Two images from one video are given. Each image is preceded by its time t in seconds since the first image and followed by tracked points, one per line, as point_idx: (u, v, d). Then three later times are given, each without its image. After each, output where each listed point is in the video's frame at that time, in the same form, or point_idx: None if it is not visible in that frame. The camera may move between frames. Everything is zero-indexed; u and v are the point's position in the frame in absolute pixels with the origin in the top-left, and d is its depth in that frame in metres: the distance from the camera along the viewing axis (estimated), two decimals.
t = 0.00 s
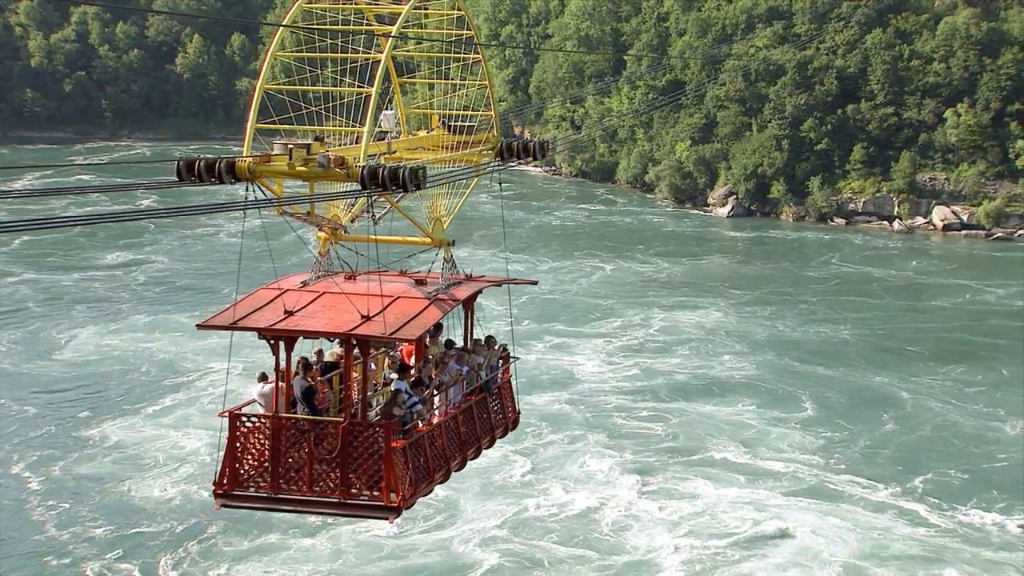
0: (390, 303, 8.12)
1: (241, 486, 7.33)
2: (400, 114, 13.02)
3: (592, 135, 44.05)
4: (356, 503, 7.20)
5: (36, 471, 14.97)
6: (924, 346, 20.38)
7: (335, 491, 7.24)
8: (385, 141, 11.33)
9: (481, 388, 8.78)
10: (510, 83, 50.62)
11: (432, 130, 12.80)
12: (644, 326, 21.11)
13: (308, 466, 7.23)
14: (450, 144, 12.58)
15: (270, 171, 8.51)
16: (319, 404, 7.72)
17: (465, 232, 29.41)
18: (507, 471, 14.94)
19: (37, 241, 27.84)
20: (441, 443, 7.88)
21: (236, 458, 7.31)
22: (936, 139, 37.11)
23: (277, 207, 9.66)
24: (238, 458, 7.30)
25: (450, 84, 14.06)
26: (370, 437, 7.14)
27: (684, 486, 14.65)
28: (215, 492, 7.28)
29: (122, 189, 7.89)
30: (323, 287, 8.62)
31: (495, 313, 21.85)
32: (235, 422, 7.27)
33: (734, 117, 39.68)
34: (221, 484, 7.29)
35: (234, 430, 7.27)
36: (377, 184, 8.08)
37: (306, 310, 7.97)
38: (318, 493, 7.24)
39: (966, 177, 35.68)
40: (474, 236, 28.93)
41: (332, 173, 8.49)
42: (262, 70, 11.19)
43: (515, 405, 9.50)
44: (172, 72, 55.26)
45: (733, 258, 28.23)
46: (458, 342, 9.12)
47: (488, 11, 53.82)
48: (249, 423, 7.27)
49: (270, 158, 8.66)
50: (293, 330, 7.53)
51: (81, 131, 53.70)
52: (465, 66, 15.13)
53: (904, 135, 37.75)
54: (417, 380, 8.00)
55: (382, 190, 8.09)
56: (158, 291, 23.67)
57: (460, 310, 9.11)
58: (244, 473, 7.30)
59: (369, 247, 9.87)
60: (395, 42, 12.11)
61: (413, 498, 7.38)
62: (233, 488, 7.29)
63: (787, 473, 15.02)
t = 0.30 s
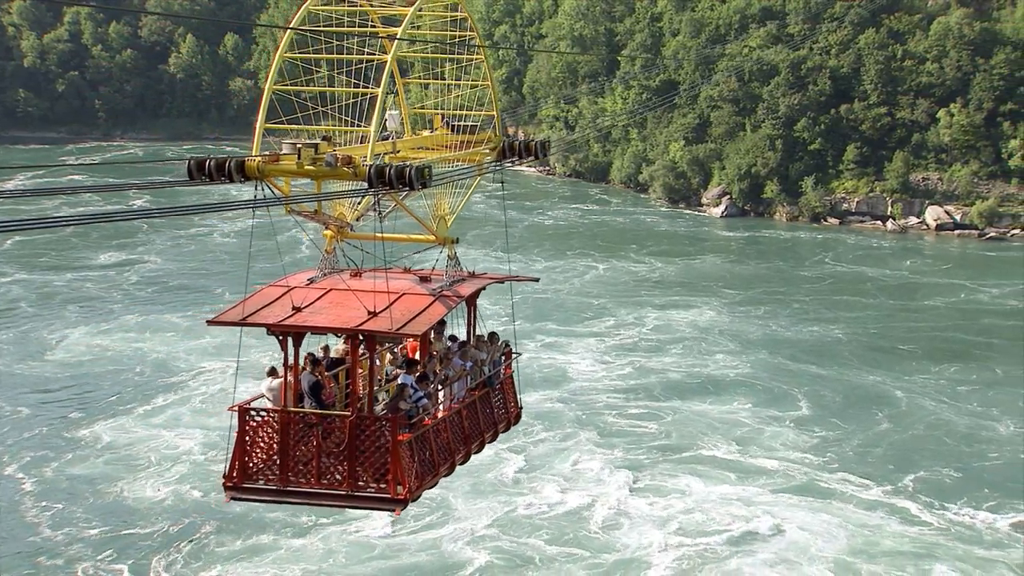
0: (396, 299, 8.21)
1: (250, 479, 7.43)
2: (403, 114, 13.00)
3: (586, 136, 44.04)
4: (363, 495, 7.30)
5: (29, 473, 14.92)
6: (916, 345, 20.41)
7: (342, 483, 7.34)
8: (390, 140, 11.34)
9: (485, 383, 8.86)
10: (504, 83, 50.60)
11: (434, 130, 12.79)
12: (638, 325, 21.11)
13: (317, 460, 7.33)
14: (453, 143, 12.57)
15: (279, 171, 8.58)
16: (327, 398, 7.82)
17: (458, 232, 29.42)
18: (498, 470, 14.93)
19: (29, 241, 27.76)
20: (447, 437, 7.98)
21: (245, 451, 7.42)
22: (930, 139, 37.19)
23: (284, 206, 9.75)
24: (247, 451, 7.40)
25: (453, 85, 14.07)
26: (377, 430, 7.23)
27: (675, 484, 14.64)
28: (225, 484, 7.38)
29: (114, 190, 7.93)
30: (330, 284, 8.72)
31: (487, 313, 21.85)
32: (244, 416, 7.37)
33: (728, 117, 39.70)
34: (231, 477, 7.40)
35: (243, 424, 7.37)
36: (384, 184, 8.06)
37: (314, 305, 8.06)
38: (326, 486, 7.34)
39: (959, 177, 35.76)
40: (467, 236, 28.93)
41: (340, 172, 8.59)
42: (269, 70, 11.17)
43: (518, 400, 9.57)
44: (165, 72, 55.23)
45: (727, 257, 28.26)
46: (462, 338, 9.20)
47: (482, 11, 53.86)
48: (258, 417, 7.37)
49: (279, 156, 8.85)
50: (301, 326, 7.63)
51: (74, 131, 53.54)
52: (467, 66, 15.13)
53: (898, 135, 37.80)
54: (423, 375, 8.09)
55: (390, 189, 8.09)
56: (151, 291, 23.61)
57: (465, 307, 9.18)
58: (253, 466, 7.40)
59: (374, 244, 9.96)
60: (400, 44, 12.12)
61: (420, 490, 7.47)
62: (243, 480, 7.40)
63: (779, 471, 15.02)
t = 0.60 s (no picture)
0: (400, 296, 8.25)
1: (259, 472, 7.46)
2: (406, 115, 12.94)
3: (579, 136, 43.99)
4: (370, 488, 7.34)
5: (22, 474, 14.86)
6: (908, 344, 20.43)
7: (349, 476, 7.38)
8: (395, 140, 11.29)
9: (487, 377, 8.89)
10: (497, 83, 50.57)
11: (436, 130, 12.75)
12: (631, 325, 21.10)
13: (324, 453, 7.38)
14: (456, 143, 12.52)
15: (286, 169, 8.70)
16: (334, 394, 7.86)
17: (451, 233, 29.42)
18: (489, 468, 14.92)
19: (21, 242, 27.66)
20: (450, 430, 8.00)
21: (254, 444, 7.46)
22: (922, 139, 37.25)
23: (292, 205, 9.75)
24: (255, 445, 7.44)
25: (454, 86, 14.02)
26: (384, 423, 7.28)
27: (665, 481, 14.65)
28: (234, 477, 7.42)
29: (107, 190, 7.90)
30: (335, 281, 8.76)
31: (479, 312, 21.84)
32: (252, 411, 7.41)
33: (721, 117, 39.71)
34: (240, 470, 7.43)
35: (252, 419, 7.42)
36: (390, 182, 8.32)
37: (321, 302, 8.10)
38: (333, 479, 7.37)
39: (952, 177, 35.78)
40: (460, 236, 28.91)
41: (346, 171, 8.67)
42: (278, 73, 11.09)
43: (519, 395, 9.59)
44: (158, 72, 55.18)
45: (719, 256, 28.28)
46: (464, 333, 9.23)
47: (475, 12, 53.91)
48: (266, 412, 7.41)
49: (286, 157, 8.87)
50: (309, 322, 7.66)
51: (66, 130, 53.33)
52: (466, 66, 15.03)
53: (891, 135, 37.83)
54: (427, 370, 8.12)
55: (395, 187, 8.33)
56: (143, 291, 23.54)
57: (468, 304, 9.22)
58: (261, 459, 7.45)
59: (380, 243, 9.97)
60: (405, 44, 11.95)
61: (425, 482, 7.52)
62: (251, 473, 7.43)
63: (771, 469, 15.04)
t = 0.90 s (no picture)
0: (405, 293, 8.26)
1: (267, 465, 7.48)
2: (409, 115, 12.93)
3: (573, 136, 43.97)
4: (376, 480, 7.35)
5: (16, 475, 14.82)
6: (902, 342, 20.45)
7: (355, 469, 7.38)
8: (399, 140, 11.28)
9: (490, 373, 8.89)
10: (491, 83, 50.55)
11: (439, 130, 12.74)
12: (624, 324, 21.11)
13: (331, 446, 7.38)
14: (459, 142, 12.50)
15: (294, 168, 8.71)
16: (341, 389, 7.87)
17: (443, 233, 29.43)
18: (481, 466, 14.92)
19: (14, 242, 27.58)
20: (454, 424, 8.01)
21: (262, 438, 7.46)
22: (915, 139, 37.29)
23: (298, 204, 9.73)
24: (263, 439, 7.45)
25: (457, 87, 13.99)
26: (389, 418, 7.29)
27: (658, 479, 14.67)
28: (242, 471, 7.43)
29: (100, 190, 7.87)
30: (341, 278, 8.76)
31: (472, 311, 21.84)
32: (260, 405, 7.42)
33: (715, 117, 39.75)
34: (248, 463, 7.44)
35: (260, 413, 7.42)
36: (396, 182, 8.32)
37: (327, 299, 8.10)
38: (339, 471, 7.38)
39: (945, 177, 35.87)
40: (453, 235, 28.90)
41: (352, 170, 8.67)
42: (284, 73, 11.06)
43: (521, 390, 9.60)
44: (151, 72, 55.10)
45: (713, 256, 28.30)
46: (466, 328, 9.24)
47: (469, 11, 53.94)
48: (274, 406, 7.42)
49: (294, 155, 8.82)
50: (316, 317, 7.67)
51: (59, 130, 53.16)
52: (468, 66, 14.92)
53: (883, 135, 37.90)
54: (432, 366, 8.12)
55: (401, 186, 8.34)
56: (136, 291, 23.50)
57: (470, 301, 9.22)
58: (269, 452, 7.45)
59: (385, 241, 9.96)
60: (410, 43, 11.83)
61: (430, 476, 7.53)
62: (260, 467, 7.44)
63: (766, 467, 15.06)
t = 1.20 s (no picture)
0: (409, 290, 8.28)
1: (274, 459, 7.50)
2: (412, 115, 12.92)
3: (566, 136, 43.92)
4: (381, 474, 7.38)
5: (9, 475, 14.76)
6: (895, 341, 20.48)
7: (361, 463, 7.41)
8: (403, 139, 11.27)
9: (493, 369, 8.91)
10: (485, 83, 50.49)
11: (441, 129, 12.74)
12: (618, 323, 21.11)
13: (338, 440, 7.41)
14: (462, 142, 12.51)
15: (301, 167, 8.67)
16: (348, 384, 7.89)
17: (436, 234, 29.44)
18: (473, 465, 14.93)
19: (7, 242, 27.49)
20: (459, 418, 8.04)
21: (269, 432, 7.49)
22: (909, 139, 37.32)
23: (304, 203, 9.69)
24: (270, 433, 7.48)
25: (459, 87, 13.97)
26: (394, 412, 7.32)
27: (650, 477, 14.67)
28: (250, 464, 7.45)
29: (93, 191, 7.82)
30: (346, 275, 8.78)
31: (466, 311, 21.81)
32: (267, 400, 7.45)
33: (709, 117, 39.77)
34: (256, 457, 7.46)
35: (267, 408, 7.45)
36: (401, 180, 8.38)
37: (333, 296, 8.12)
38: (346, 465, 7.41)
39: (938, 176, 35.91)
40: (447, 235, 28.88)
41: (360, 169, 8.61)
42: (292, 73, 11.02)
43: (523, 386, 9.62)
44: (145, 72, 55.00)
45: (706, 256, 28.29)
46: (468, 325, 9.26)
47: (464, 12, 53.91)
48: (281, 401, 7.46)
49: (301, 154, 8.76)
50: (322, 314, 7.70)
51: (52, 131, 52.98)
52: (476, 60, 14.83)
53: (877, 135, 37.96)
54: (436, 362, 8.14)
55: (406, 185, 8.43)
56: (128, 291, 23.44)
57: (473, 298, 9.24)
58: (276, 446, 7.47)
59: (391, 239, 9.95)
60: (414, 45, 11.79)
61: (435, 469, 7.57)
62: (267, 460, 7.46)
63: (760, 465, 15.07)
